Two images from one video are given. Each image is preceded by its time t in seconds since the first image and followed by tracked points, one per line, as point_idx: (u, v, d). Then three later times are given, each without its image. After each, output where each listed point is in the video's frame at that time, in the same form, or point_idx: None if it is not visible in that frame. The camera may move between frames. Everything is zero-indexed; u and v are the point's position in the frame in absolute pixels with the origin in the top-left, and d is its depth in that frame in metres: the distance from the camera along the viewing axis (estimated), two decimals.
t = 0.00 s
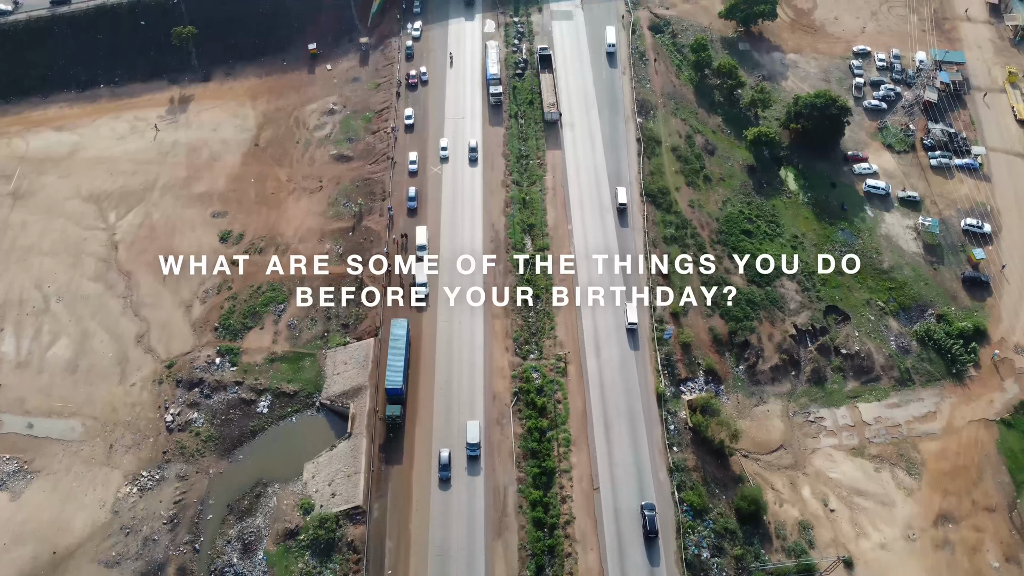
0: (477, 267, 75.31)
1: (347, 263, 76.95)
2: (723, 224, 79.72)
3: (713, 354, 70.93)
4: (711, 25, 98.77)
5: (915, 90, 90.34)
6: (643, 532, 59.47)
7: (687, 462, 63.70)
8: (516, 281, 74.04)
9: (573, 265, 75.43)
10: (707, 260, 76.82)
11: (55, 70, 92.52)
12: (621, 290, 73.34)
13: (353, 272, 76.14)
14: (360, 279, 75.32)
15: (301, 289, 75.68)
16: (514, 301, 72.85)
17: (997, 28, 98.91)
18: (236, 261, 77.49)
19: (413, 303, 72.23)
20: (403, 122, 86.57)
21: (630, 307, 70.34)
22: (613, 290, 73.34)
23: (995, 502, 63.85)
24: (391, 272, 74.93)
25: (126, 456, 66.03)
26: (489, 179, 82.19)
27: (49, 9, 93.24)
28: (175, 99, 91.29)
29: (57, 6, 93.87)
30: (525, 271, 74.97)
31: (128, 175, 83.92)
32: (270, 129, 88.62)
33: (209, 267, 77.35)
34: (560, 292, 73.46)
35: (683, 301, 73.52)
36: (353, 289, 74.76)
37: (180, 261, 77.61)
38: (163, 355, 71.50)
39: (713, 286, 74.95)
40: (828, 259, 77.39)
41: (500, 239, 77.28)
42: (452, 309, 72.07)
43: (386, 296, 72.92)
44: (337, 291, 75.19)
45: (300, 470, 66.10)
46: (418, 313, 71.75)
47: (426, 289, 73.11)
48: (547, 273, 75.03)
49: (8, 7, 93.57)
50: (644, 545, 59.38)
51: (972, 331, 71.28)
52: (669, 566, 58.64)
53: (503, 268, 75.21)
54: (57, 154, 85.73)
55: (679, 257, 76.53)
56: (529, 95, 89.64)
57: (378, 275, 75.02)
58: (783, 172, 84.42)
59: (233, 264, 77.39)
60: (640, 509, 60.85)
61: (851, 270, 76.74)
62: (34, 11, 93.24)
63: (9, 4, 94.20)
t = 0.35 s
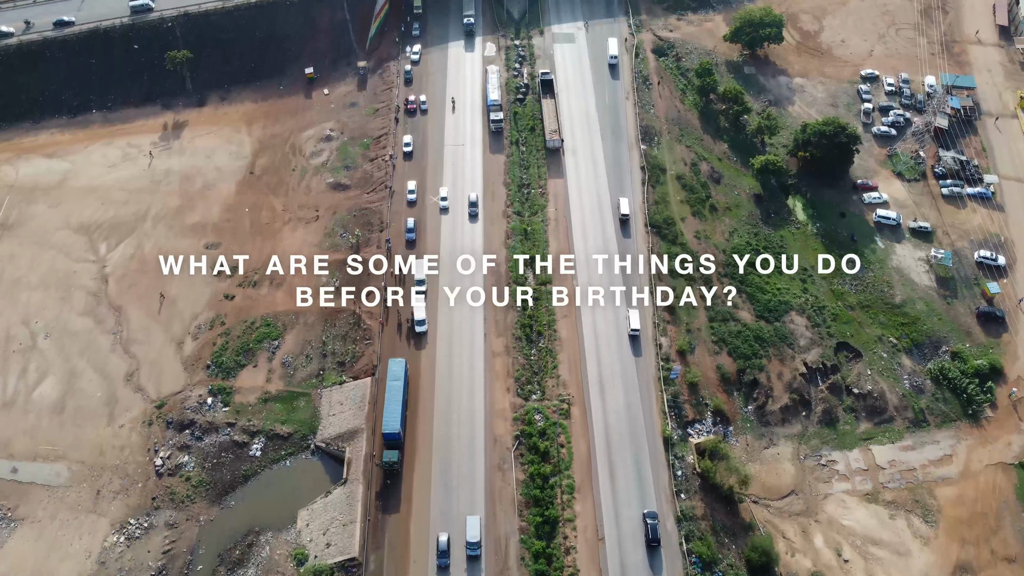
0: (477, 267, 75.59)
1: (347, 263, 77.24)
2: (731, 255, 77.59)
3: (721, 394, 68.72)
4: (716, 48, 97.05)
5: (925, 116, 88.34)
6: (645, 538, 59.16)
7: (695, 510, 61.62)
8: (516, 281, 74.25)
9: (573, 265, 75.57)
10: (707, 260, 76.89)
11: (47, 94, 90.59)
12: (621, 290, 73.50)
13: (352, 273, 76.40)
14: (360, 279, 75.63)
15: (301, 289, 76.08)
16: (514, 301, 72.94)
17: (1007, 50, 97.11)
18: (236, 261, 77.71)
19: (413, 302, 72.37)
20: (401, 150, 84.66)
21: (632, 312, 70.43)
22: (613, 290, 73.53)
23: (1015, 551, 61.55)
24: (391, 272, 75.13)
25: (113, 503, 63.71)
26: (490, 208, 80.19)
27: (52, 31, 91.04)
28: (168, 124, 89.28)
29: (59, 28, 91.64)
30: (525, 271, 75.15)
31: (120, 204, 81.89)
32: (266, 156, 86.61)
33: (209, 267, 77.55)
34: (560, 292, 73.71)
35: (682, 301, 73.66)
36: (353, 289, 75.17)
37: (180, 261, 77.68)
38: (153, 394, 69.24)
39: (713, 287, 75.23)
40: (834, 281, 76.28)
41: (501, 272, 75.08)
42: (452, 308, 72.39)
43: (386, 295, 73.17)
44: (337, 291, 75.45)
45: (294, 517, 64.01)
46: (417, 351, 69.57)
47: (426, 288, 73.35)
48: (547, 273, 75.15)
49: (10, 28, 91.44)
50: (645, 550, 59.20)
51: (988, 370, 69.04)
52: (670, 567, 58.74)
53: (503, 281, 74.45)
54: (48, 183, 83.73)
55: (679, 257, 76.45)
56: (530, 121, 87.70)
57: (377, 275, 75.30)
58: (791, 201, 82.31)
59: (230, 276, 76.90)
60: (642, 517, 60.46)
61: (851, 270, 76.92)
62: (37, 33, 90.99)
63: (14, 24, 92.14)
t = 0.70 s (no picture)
0: (477, 266, 75.89)
1: (347, 264, 77.29)
2: (738, 286, 75.59)
3: (729, 432, 66.62)
4: (721, 69, 95.35)
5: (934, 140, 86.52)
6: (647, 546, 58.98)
7: (703, 557, 59.73)
8: (516, 281, 74.50)
9: (573, 264, 76.05)
10: (707, 261, 77.17)
11: (39, 117, 88.71)
12: (621, 290, 73.86)
13: (353, 272, 76.49)
14: (360, 279, 75.73)
15: (301, 289, 76.27)
16: (514, 300, 73.21)
17: (1018, 72, 95.34)
18: (236, 261, 77.93)
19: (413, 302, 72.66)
20: (400, 175, 82.85)
21: (634, 318, 70.30)
22: (613, 290, 73.88)
23: None
24: (391, 271, 75.53)
25: (101, 548, 61.65)
26: (491, 236, 78.33)
27: (55, 51, 89.96)
28: (162, 148, 87.42)
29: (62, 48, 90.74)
30: (525, 270, 75.45)
31: (111, 232, 79.92)
32: (261, 181, 84.73)
33: (209, 267, 77.77)
34: (560, 291, 73.96)
35: (682, 301, 73.89)
36: (353, 288, 75.06)
37: (180, 261, 77.87)
38: (143, 432, 67.15)
39: (713, 286, 75.43)
40: (844, 312, 74.29)
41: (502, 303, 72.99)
42: (452, 308, 72.57)
43: (386, 295, 73.39)
44: (337, 291, 75.45)
45: (288, 562, 62.04)
46: (416, 387, 67.55)
47: (426, 288, 73.76)
48: (547, 272, 75.46)
49: (14, 49, 90.35)
50: (648, 557, 59.04)
51: (1004, 407, 67.02)
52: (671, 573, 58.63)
53: (505, 313, 72.38)
54: (38, 209, 81.77)
55: (679, 257, 76.86)
56: (531, 145, 85.87)
57: (377, 275, 75.53)
58: (799, 229, 80.40)
59: (224, 307, 74.91)
60: (643, 523, 60.37)
61: (851, 270, 77.11)
62: (41, 53, 89.90)
63: (19, 45, 91.08)
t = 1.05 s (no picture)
0: (477, 267, 76.38)
1: (348, 263, 78.02)
2: (746, 320, 73.40)
3: (739, 477, 64.34)
4: (726, 93, 93.63)
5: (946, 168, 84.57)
6: (650, 557, 58.50)
7: None
8: (516, 281, 75.14)
9: (573, 265, 76.69)
10: (707, 260, 77.52)
11: (30, 143, 86.71)
12: (621, 290, 74.36)
13: (353, 273, 77.08)
14: (360, 279, 76.22)
15: (301, 289, 76.52)
16: (514, 300, 73.80)
17: None
18: (236, 261, 78.44)
19: (413, 302, 73.29)
20: (398, 204, 80.85)
21: (636, 325, 70.23)
22: (612, 290, 74.36)
23: None
24: (391, 271, 75.97)
25: None
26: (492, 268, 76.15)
27: (58, 73, 88.40)
28: (155, 176, 85.52)
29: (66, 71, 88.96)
30: (525, 271, 76.10)
31: (101, 264, 77.86)
32: (257, 210, 82.76)
33: (209, 267, 78.18)
34: (560, 291, 74.56)
35: (682, 301, 74.17)
36: (353, 289, 75.52)
37: (180, 261, 78.32)
38: (131, 477, 64.81)
39: (713, 287, 75.84)
40: (856, 349, 72.07)
41: (503, 340, 70.90)
42: (453, 308, 73.00)
43: (386, 295, 73.82)
44: (337, 291, 75.88)
45: None
46: (414, 429, 65.32)
47: (426, 289, 74.34)
48: (547, 273, 76.18)
49: (16, 71, 88.71)
50: (651, 570, 58.43)
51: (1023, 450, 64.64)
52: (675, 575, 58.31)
53: (506, 350, 70.22)
54: (26, 240, 79.68)
55: (679, 257, 77.45)
56: (533, 173, 83.94)
57: (377, 276, 76.02)
58: (808, 260, 78.28)
59: (216, 342, 72.72)
60: (646, 534, 59.80)
61: (851, 270, 77.36)
62: (43, 76, 88.08)
63: (20, 67, 89.53)
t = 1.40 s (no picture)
0: (477, 266, 76.60)
1: (347, 263, 77.98)
2: (754, 352, 71.27)
3: (748, 518, 62.14)
4: (731, 114, 91.93)
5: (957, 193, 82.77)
6: (653, 563, 58.21)
7: None
8: (516, 281, 75.26)
9: (573, 265, 76.78)
10: (708, 260, 77.59)
11: (20, 167, 84.70)
12: (621, 290, 74.51)
13: (352, 273, 77.23)
14: (360, 279, 76.42)
15: (301, 289, 76.60)
16: (514, 300, 73.85)
17: None
18: (236, 261, 78.45)
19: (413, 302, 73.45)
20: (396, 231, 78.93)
21: (638, 332, 69.89)
22: (612, 290, 74.48)
23: None
24: (391, 271, 76.11)
25: None
26: (492, 298, 74.06)
27: (61, 93, 86.42)
28: (148, 201, 83.63)
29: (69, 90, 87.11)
30: (525, 271, 76.18)
31: (91, 293, 75.79)
32: (251, 237, 80.79)
33: (209, 267, 78.31)
34: (560, 292, 74.70)
35: (682, 301, 74.26)
36: (353, 288, 75.80)
37: (180, 261, 78.43)
38: (120, 519, 62.65)
39: (713, 286, 75.80)
40: (866, 383, 70.01)
41: (504, 374, 68.55)
42: (453, 308, 73.16)
43: (386, 295, 74.08)
44: (337, 291, 76.12)
45: None
46: (412, 469, 63.21)
47: (426, 289, 74.52)
48: (547, 272, 76.30)
49: (15, 91, 86.50)
50: None
51: None
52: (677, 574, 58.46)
53: (507, 385, 67.99)
54: (15, 268, 77.64)
55: (679, 257, 77.51)
56: (535, 199, 82.01)
57: (377, 275, 76.16)
58: (817, 289, 76.34)
59: (209, 376, 70.57)
60: (649, 542, 59.55)
61: (851, 270, 76.90)
62: (47, 96, 85.91)
63: (20, 88, 87.43)
